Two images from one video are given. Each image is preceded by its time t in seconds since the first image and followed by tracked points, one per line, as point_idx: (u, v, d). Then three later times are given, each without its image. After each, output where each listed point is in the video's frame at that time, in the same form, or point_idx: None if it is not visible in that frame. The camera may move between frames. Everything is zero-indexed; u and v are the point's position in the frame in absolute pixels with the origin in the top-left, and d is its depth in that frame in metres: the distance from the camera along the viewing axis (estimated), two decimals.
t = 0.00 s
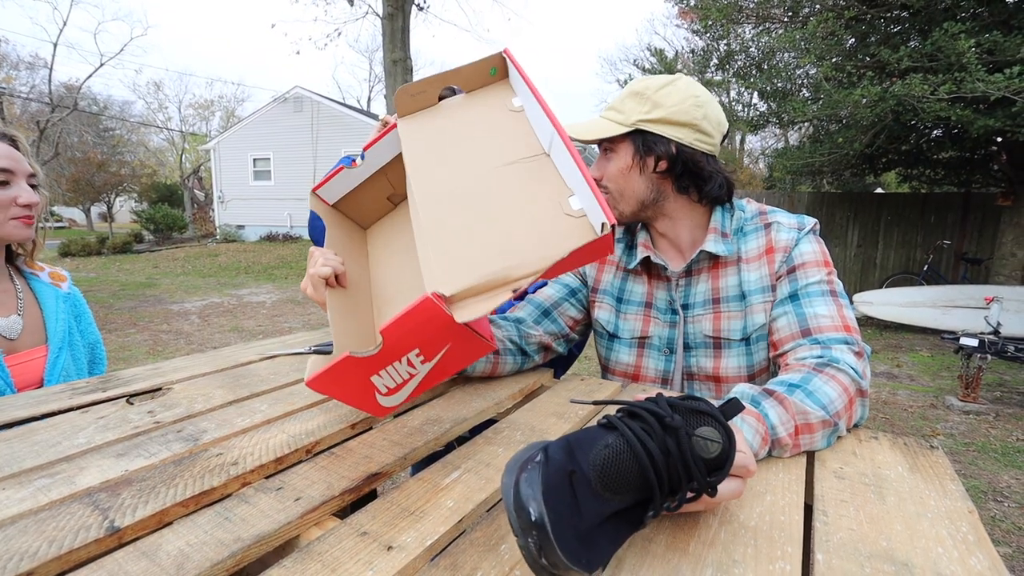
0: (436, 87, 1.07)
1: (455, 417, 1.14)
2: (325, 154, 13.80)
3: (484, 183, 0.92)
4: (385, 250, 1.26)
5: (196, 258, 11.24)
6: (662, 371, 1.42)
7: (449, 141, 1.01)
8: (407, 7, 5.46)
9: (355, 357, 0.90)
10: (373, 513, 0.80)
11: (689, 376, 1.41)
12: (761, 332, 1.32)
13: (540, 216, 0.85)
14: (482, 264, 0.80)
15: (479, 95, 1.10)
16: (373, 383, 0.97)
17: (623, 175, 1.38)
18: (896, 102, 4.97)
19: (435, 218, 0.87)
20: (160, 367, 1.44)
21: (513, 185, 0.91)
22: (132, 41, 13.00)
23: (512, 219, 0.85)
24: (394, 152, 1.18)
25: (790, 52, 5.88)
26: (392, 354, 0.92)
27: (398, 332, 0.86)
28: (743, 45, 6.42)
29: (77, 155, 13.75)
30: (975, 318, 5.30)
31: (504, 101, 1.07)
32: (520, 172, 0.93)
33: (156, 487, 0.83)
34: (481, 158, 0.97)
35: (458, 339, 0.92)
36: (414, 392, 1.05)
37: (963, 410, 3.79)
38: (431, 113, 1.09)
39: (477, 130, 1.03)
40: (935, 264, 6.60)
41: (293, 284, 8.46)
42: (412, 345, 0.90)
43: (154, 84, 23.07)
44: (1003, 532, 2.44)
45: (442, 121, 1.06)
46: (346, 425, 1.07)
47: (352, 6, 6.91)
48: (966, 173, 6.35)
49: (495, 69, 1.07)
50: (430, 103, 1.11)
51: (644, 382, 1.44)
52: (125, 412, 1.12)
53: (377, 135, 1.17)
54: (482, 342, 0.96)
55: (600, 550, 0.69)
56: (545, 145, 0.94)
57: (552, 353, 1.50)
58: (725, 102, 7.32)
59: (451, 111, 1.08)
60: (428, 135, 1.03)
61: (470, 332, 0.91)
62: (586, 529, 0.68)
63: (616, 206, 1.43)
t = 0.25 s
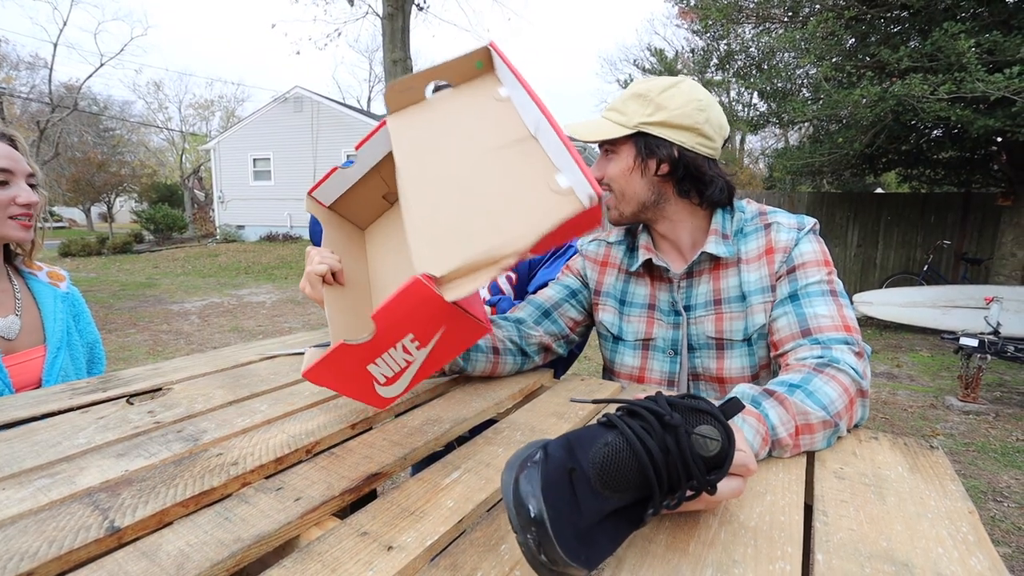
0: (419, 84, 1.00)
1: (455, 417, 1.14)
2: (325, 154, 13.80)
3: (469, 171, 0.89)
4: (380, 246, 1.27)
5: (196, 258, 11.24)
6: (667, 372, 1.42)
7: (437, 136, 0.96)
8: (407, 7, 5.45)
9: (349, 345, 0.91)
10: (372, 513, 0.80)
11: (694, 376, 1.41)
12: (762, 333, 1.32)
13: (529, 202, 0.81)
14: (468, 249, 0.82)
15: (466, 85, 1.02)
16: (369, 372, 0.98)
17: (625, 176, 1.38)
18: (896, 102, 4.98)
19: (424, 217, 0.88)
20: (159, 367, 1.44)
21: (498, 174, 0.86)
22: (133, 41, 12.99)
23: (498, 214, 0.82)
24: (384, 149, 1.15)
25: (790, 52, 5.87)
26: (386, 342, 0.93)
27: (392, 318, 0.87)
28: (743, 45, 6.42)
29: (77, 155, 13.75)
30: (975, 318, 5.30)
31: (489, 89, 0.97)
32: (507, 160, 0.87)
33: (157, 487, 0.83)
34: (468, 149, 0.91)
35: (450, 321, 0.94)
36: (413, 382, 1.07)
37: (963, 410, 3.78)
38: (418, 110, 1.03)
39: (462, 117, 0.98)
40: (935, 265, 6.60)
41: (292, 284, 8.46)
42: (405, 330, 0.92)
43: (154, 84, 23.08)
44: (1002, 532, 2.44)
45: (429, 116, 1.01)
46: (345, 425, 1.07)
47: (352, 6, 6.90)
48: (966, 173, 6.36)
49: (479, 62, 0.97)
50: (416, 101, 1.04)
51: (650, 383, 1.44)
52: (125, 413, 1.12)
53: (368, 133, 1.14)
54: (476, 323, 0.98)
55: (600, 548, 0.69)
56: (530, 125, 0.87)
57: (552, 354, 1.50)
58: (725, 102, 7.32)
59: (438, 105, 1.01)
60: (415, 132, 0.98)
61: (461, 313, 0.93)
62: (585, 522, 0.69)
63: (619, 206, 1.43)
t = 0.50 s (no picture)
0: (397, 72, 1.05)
1: (455, 418, 1.14)
2: (325, 155, 13.80)
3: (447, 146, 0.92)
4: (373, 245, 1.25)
5: (196, 258, 11.23)
6: (669, 373, 1.42)
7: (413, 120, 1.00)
8: (407, 7, 5.44)
9: (331, 341, 0.91)
10: (372, 513, 0.80)
11: (697, 376, 1.41)
12: (763, 332, 1.32)
13: (499, 167, 0.85)
14: (443, 223, 0.83)
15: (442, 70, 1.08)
16: (359, 367, 0.98)
17: (629, 177, 1.40)
18: (896, 102, 4.98)
19: (397, 190, 0.88)
20: (159, 367, 1.44)
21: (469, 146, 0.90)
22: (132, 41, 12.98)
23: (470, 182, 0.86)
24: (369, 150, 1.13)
25: (790, 53, 5.87)
26: (370, 332, 0.93)
27: (367, 305, 0.87)
28: (742, 46, 6.43)
29: (76, 155, 13.74)
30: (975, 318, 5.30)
31: (462, 67, 1.04)
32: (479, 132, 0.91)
33: (157, 487, 0.83)
34: (442, 126, 0.96)
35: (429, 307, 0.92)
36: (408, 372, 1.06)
37: (963, 410, 3.78)
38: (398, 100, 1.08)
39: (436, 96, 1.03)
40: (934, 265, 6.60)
41: (292, 285, 8.45)
42: (386, 320, 0.91)
43: (154, 84, 23.07)
44: (1002, 531, 2.44)
45: (407, 104, 1.06)
46: (346, 425, 1.07)
47: (352, 7, 6.90)
48: (966, 174, 6.36)
49: (452, 41, 1.04)
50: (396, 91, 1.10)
51: (652, 384, 1.44)
52: (125, 413, 1.12)
53: (353, 132, 1.13)
54: (457, 308, 0.95)
55: (599, 547, 0.69)
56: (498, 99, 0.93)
57: (553, 355, 1.50)
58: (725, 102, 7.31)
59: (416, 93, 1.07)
60: (394, 119, 1.03)
61: (441, 297, 0.92)
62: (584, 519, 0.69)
63: (621, 206, 1.46)
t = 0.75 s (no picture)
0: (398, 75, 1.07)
1: (455, 418, 1.15)
2: (325, 155, 13.80)
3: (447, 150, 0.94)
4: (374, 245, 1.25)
5: (196, 259, 11.23)
6: (673, 374, 1.43)
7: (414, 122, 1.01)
8: (408, 8, 5.45)
9: (327, 340, 0.91)
10: (373, 513, 0.81)
11: (700, 377, 1.41)
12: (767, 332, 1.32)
13: (496, 168, 0.85)
14: (442, 223, 0.83)
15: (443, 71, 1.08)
16: (356, 368, 0.98)
17: (634, 178, 1.40)
18: (895, 103, 4.98)
19: (396, 193, 0.90)
20: (159, 367, 1.44)
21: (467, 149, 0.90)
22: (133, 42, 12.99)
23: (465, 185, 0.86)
24: (369, 152, 1.13)
25: (789, 54, 5.88)
26: (367, 333, 0.93)
27: (364, 305, 0.87)
28: (742, 47, 6.44)
29: (77, 156, 13.75)
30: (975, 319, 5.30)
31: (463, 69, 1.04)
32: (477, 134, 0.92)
33: (157, 487, 0.83)
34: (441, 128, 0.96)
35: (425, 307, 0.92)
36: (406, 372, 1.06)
37: (962, 411, 3.78)
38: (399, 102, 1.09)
39: (437, 99, 1.04)
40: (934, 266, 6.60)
41: (292, 286, 8.45)
42: (382, 320, 0.90)
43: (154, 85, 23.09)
44: (1002, 533, 2.43)
45: (408, 106, 1.07)
46: (346, 426, 1.08)
47: (352, 8, 6.91)
48: (966, 175, 6.37)
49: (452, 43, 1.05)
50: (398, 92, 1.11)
51: (656, 385, 1.44)
52: (125, 413, 1.13)
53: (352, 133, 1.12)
54: (453, 310, 0.95)
55: (597, 547, 0.69)
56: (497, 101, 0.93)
57: (554, 356, 1.50)
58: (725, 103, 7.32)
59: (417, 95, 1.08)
60: (395, 121, 1.04)
61: (436, 297, 0.91)
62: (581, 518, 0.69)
63: (626, 208, 1.46)
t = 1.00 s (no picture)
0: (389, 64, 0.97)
1: (455, 418, 1.15)
2: (325, 155, 13.81)
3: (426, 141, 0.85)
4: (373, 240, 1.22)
5: (195, 258, 11.23)
6: (675, 373, 1.42)
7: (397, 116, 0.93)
8: (407, 8, 5.45)
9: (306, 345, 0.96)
10: (372, 513, 0.80)
11: (701, 376, 1.41)
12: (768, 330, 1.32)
13: (468, 163, 0.78)
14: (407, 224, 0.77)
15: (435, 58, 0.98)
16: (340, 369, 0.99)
17: (639, 177, 1.39)
18: (895, 103, 4.98)
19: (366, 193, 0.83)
20: (159, 367, 1.44)
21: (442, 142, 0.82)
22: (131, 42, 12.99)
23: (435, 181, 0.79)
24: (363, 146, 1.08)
25: (788, 53, 5.88)
26: (343, 334, 0.91)
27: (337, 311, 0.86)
28: (741, 46, 6.44)
29: (76, 155, 13.74)
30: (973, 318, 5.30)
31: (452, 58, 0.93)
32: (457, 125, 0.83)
33: (156, 487, 0.83)
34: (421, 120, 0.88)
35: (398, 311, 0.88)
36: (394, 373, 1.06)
37: (961, 411, 3.79)
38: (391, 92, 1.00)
39: (423, 89, 0.95)
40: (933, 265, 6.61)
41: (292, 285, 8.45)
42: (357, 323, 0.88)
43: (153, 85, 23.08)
44: (1001, 532, 2.44)
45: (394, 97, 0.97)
46: (346, 425, 1.08)
47: (351, 7, 6.90)
48: (965, 175, 6.38)
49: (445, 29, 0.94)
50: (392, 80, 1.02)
51: (657, 384, 1.44)
52: (124, 413, 1.13)
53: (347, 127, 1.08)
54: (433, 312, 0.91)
55: (599, 547, 0.69)
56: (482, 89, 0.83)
57: (554, 356, 1.51)
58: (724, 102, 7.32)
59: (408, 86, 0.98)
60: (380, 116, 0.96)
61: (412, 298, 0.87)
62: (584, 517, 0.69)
63: (631, 208, 1.45)
